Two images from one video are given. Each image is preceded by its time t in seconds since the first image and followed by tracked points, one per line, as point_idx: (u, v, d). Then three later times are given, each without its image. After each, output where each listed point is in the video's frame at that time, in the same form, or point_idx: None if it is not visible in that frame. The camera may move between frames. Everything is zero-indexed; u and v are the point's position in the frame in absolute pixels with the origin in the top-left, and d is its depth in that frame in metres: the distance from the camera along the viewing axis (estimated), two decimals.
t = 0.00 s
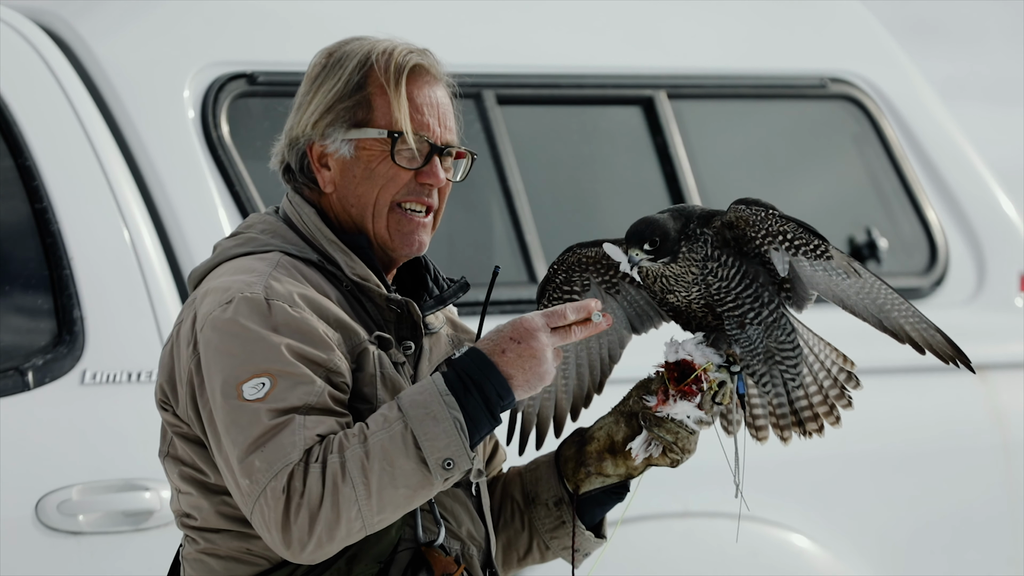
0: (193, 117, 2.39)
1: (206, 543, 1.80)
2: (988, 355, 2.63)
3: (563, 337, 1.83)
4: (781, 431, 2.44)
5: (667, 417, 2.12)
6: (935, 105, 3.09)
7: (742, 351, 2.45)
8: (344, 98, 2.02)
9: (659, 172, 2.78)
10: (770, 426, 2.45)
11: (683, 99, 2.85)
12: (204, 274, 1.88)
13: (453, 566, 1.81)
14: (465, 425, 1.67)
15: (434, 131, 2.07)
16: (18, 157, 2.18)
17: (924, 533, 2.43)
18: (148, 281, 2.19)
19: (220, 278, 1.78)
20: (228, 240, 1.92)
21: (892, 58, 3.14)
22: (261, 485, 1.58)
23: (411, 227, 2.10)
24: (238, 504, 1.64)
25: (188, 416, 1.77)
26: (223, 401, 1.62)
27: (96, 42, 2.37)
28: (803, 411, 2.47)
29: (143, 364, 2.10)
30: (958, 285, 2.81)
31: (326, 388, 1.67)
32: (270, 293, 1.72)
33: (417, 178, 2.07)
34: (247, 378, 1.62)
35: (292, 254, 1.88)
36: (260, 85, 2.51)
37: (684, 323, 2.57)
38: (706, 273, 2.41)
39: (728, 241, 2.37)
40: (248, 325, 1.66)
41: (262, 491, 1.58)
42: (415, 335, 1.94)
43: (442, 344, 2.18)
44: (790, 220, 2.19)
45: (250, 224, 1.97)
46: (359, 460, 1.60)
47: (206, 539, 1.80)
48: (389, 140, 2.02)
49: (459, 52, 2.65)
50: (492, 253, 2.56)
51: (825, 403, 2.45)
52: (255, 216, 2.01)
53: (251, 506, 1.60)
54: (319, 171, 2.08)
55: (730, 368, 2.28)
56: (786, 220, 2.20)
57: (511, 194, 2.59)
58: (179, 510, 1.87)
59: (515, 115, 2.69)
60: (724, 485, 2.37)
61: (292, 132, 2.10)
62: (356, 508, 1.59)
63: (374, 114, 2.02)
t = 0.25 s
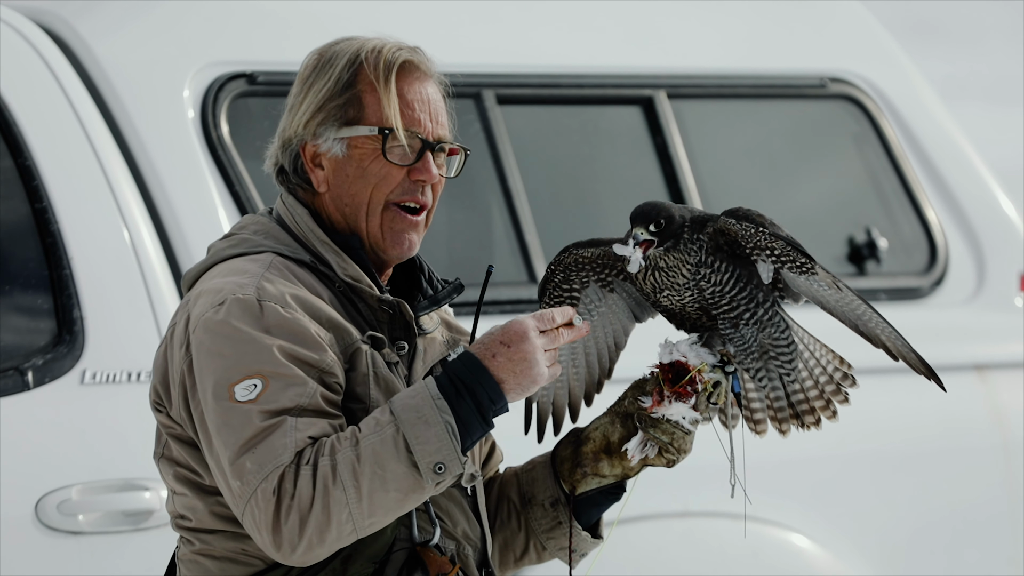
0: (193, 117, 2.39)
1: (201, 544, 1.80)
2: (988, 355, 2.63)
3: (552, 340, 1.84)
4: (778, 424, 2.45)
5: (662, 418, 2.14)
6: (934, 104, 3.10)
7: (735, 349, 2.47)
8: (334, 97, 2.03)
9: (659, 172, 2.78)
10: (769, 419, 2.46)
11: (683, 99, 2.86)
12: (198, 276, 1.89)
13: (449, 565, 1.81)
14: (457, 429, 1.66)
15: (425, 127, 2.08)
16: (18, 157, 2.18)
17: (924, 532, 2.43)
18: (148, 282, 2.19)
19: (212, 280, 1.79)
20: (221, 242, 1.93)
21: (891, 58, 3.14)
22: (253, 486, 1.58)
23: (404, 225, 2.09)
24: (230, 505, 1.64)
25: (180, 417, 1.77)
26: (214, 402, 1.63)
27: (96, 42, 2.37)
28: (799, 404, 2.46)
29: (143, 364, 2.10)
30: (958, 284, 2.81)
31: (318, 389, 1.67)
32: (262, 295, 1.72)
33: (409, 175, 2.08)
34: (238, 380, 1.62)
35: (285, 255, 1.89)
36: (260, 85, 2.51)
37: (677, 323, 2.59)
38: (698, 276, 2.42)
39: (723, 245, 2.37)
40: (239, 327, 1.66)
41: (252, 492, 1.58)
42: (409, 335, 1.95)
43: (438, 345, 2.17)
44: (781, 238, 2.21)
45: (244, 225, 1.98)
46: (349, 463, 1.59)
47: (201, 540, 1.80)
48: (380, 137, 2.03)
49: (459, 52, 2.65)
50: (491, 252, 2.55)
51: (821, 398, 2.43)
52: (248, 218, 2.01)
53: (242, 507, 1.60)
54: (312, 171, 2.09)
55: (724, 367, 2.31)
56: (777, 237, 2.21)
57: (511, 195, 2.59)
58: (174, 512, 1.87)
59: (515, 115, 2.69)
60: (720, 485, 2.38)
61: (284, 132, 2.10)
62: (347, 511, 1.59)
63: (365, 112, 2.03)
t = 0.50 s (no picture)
0: (193, 116, 2.39)
1: (200, 545, 1.80)
2: (988, 355, 2.63)
3: (546, 336, 1.84)
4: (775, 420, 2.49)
5: (659, 417, 2.17)
6: (934, 104, 3.10)
7: (733, 347, 2.57)
8: (325, 96, 2.04)
9: (659, 171, 2.78)
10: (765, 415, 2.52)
11: (683, 98, 2.86)
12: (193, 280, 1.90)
13: (447, 565, 1.81)
14: (451, 428, 1.66)
15: (417, 124, 2.08)
16: (18, 157, 2.18)
17: (924, 532, 2.43)
18: (148, 281, 2.19)
19: (208, 282, 1.79)
20: (216, 244, 1.93)
21: (891, 58, 3.14)
22: (249, 487, 1.58)
23: (398, 222, 2.09)
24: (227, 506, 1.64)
25: (177, 419, 1.77)
26: (209, 403, 1.63)
27: (96, 42, 2.37)
28: (796, 400, 2.55)
29: (143, 363, 2.10)
30: (958, 284, 2.81)
31: (312, 389, 1.67)
32: (256, 295, 1.73)
33: (402, 172, 2.08)
34: (232, 382, 1.63)
35: (279, 256, 1.89)
36: (261, 84, 2.51)
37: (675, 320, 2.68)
38: (696, 275, 2.51)
39: (722, 245, 2.45)
40: (233, 329, 1.67)
41: (249, 493, 1.58)
42: (404, 335, 1.95)
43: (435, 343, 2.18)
44: (779, 242, 2.26)
45: (239, 227, 1.98)
46: (344, 463, 1.59)
47: (199, 541, 1.80)
48: (371, 134, 2.03)
49: (459, 52, 2.65)
50: (490, 251, 2.55)
51: (819, 396, 2.50)
52: (244, 220, 2.01)
53: (239, 508, 1.61)
54: (306, 171, 2.09)
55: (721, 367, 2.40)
56: (775, 242, 2.26)
57: (511, 194, 2.59)
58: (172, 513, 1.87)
59: (515, 114, 2.69)
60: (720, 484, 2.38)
61: (278, 133, 2.11)
62: (343, 510, 1.59)
63: (356, 110, 2.03)
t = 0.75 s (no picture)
0: (194, 116, 2.39)
1: (200, 545, 1.79)
2: (988, 355, 2.63)
3: (546, 339, 1.85)
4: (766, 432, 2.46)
5: (657, 414, 2.19)
6: (934, 103, 3.09)
7: (732, 345, 2.53)
8: (324, 95, 2.04)
9: (659, 171, 2.78)
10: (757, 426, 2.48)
11: (683, 98, 2.86)
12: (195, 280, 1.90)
13: (447, 565, 1.81)
14: (451, 430, 1.66)
15: (416, 122, 2.08)
16: (18, 156, 2.18)
17: (924, 531, 2.43)
18: (148, 280, 2.19)
19: (208, 282, 1.79)
20: (217, 244, 1.93)
21: (892, 57, 3.14)
22: (247, 487, 1.58)
23: (398, 220, 2.08)
24: (226, 506, 1.64)
25: (177, 419, 1.77)
26: (208, 403, 1.63)
27: (97, 41, 2.37)
28: (788, 410, 2.49)
29: (143, 363, 2.10)
30: (958, 284, 2.80)
31: (312, 390, 1.67)
32: (256, 296, 1.73)
33: (402, 170, 2.07)
34: (231, 382, 1.63)
35: (280, 256, 1.89)
36: (261, 84, 2.51)
37: (673, 318, 2.65)
38: (697, 272, 2.46)
39: (724, 244, 2.43)
40: (232, 329, 1.67)
41: (247, 493, 1.58)
42: (405, 335, 1.94)
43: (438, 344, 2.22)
44: (778, 244, 2.24)
45: (240, 227, 1.98)
46: (343, 464, 1.59)
47: (200, 541, 1.80)
48: (371, 133, 2.03)
49: (459, 52, 2.65)
50: (491, 251, 2.55)
51: (813, 403, 2.46)
52: (244, 220, 2.01)
53: (238, 509, 1.61)
54: (306, 171, 2.09)
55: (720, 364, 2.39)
56: (773, 244, 2.25)
57: (511, 194, 2.59)
58: (173, 513, 1.87)
59: (515, 114, 2.69)
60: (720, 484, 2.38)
61: (278, 134, 2.11)
62: (341, 512, 1.59)
63: (355, 109, 2.04)
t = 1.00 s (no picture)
0: (194, 116, 2.39)
1: (200, 545, 1.80)
2: (988, 355, 2.63)
3: (539, 329, 1.80)
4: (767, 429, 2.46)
5: (657, 412, 2.18)
6: (934, 103, 3.09)
7: (733, 345, 2.54)
8: (325, 95, 2.04)
9: (660, 171, 2.78)
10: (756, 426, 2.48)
11: (684, 98, 2.85)
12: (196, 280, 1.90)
13: (447, 565, 1.81)
14: (444, 425, 1.66)
15: (416, 122, 2.08)
16: (19, 156, 2.18)
17: (924, 531, 2.43)
18: (148, 279, 2.19)
19: (209, 282, 1.80)
20: (218, 244, 1.93)
21: (892, 57, 3.14)
22: (245, 487, 1.59)
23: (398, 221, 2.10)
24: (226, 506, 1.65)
25: (177, 419, 1.77)
26: (207, 403, 1.63)
27: (97, 41, 2.37)
28: (786, 412, 2.47)
29: (143, 363, 2.10)
30: (958, 284, 2.80)
31: (310, 390, 1.67)
32: (255, 296, 1.73)
33: (402, 171, 2.08)
34: (229, 382, 1.63)
35: (280, 256, 1.89)
36: (261, 84, 2.51)
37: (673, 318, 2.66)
38: (695, 270, 2.47)
39: (723, 247, 2.44)
40: (230, 329, 1.67)
41: (245, 493, 1.59)
42: (405, 335, 1.95)
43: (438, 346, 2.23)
44: (776, 260, 2.26)
45: (240, 227, 1.98)
46: (336, 461, 1.59)
47: (200, 541, 1.80)
48: (371, 134, 2.03)
49: (459, 52, 2.65)
50: (491, 252, 2.55)
51: (810, 407, 2.43)
52: (245, 220, 2.01)
53: (236, 508, 1.61)
54: (306, 171, 2.09)
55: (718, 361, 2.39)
56: (771, 260, 2.27)
57: (512, 195, 2.59)
58: (173, 514, 1.87)
59: (515, 114, 2.69)
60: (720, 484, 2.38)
61: (279, 134, 2.11)
62: (336, 508, 1.59)
63: (356, 109, 2.03)
